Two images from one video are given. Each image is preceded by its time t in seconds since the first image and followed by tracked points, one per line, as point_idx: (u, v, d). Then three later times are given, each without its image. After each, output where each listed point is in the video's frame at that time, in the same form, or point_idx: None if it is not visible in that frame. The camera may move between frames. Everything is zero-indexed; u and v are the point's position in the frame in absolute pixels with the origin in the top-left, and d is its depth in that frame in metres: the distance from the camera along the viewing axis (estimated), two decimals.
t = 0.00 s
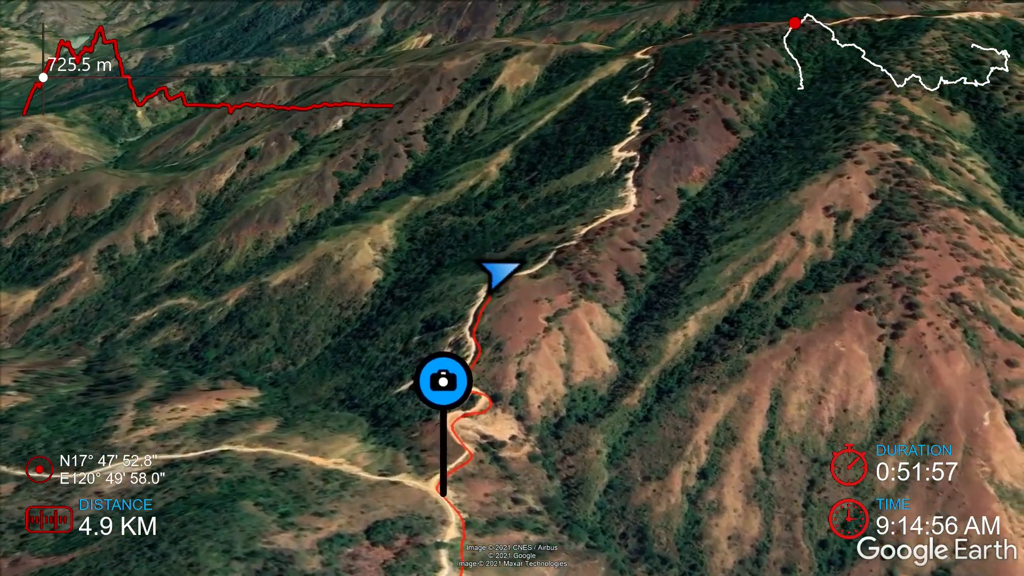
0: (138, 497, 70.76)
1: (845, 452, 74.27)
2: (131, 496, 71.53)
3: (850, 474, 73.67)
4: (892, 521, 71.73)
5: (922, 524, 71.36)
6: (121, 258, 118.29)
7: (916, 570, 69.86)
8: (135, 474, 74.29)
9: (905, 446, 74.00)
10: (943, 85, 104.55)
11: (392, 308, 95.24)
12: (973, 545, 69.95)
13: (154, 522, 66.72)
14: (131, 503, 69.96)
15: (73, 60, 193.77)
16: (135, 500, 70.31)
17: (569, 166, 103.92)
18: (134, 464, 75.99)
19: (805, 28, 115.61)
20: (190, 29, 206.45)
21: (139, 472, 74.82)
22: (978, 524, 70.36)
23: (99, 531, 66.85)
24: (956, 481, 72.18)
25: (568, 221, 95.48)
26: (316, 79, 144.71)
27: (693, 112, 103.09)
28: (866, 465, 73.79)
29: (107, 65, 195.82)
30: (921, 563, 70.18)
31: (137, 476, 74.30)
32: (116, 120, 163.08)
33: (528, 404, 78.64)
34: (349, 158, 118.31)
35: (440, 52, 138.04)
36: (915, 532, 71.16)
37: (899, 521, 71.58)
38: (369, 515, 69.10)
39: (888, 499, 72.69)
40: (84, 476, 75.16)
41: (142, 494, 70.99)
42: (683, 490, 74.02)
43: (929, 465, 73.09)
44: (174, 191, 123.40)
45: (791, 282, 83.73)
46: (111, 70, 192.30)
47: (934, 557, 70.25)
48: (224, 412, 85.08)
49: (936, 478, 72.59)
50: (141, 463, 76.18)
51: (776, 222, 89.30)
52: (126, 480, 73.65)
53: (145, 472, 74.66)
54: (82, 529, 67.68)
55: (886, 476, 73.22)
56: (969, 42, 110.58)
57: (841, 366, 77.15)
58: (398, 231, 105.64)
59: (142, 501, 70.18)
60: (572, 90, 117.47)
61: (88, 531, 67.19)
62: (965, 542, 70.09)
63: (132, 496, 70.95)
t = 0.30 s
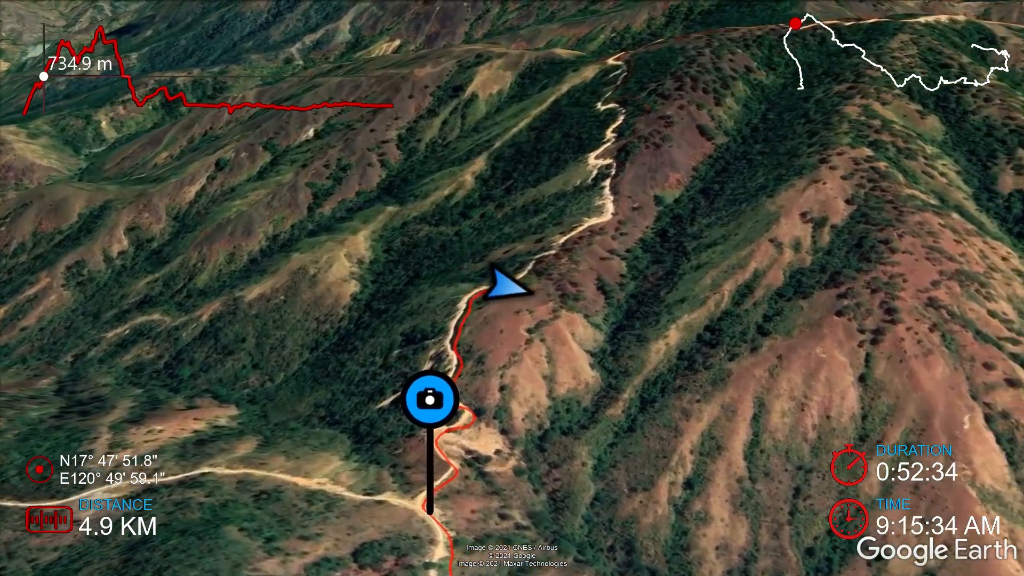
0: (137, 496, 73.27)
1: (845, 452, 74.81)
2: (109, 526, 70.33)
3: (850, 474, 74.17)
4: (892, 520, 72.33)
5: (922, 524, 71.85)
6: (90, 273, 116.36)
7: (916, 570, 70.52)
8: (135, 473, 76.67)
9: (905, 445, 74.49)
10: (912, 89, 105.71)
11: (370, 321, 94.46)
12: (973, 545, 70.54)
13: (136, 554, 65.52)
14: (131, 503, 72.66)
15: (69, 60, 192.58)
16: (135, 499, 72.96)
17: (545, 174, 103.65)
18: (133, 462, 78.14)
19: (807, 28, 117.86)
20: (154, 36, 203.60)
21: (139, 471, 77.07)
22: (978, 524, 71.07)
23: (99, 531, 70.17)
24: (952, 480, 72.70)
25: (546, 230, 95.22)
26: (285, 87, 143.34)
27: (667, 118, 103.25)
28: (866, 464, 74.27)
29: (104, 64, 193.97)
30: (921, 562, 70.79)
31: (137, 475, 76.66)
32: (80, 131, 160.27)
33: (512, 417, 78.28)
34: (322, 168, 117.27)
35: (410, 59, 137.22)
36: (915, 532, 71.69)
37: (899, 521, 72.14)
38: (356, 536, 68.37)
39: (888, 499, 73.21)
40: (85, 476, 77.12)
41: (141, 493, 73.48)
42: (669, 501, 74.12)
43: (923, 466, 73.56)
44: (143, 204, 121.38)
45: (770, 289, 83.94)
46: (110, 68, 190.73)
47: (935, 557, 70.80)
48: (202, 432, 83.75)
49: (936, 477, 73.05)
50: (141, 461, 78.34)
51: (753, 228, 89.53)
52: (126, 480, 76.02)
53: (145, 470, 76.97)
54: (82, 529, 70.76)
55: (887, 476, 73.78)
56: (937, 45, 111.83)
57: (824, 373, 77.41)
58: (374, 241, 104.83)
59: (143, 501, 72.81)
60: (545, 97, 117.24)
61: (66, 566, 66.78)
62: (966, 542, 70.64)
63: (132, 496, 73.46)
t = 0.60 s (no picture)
0: (138, 496, 75.20)
1: (846, 452, 75.08)
2: (89, 556, 68.86)
3: (850, 473, 74.34)
4: (892, 520, 72.56)
5: (922, 524, 72.07)
6: (58, 290, 114.20)
7: (917, 571, 70.62)
8: (134, 474, 78.29)
9: (907, 446, 74.66)
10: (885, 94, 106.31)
11: (349, 335, 93.37)
12: (973, 545, 70.70)
13: None
14: (131, 502, 74.66)
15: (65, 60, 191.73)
16: (135, 499, 74.89)
17: (522, 183, 103.08)
18: (133, 463, 79.95)
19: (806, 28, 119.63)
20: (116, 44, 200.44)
21: (138, 471, 78.82)
22: (977, 524, 71.52)
23: (99, 532, 71.32)
24: (950, 480, 73.09)
25: (525, 240, 94.60)
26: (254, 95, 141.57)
27: (644, 125, 102.94)
28: (866, 464, 74.53)
29: (106, 64, 192.49)
30: (922, 563, 70.91)
31: (136, 476, 78.37)
32: (43, 142, 156.42)
33: (497, 432, 77.69)
34: (295, 179, 115.83)
35: (381, 66, 135.98)
36: (916, 532, 71.89)
37: (899, 521, 72.39)
38: (344, 560, 67.22)
39: (888, 499, 73.44)
40: (85, 476, 78.63)
41: (142, 494, 75.31)
42: (658, 513, 73.80)
43: (924, 466, 73.87)
44: (112, 218, 119.06)
45: (752, 296, 83.83)
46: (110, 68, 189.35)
47: (935, 557, 70.92)
48: (179, 454, 81.99)
49: (936, 477, 73.34)
50: (140, 461, 80.15)
51: (733, 235, 89.39)
52: (125, 480, 77.62)
53: (144, 471, 78.72)
54: (80, 530, 71.72)
55: (886, 476, 74.07)
56: (908, 49, 112.52)
57: (808, 381, 77.35)
58: (350, 253, 103.67)
59: (143, 501, 74.71)
60: (520, 104, 116.61)
61: None
62: (966, 542, 70.81)
63: (132, 495, 75.48)
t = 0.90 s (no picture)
0: (139, 496, 77.79)
1: (846, 452, 74.87)
2: None
3: (850, 474, 74.11)
4: (892, 520, 72.51)
5: (922, 524, 72.02)
6: (23, 310, 111.17)
7: (917, 571, 70.69)
8: (135, 475, 82.08)
9: (906, 446, 74.35)
10: (861, 97, 105.80)
11: (329, 351, 91.64)
12: (973, 545, 70.73)
13: None
14: (131, 503, 76.85)
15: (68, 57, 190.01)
16: (135, 500, 77.29)
17: (501, 192, 101.80)
18: (134, 464, 83.77)
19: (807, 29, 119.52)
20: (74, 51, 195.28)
21: (139, 471, 82.56)
22: (978, 524, 71.65)
23: (99, 531, 73.75)
24: (949, 480, 72.93)
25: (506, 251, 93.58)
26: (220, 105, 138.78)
27: (622, 132, 102.03)
28: (866, 464, 74.31)
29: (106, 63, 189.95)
30: (922, 563, 70.96)
31: (137, 476, 82.10)
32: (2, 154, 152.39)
33: (485, 450, 76.44)
34: (267, 191, 113.68)
35: (351, 75, 134.05)
36: (916, 532, 71.88)
37: (899, 521, 72.35)
38: None
39: (889, 499, 73.31)
40: (84, 476, 81.75)
41: (141, 494, 78.17)
42: (651, 529, 73.03)
43: (924, 466, 73.64)
44: (77, 234, 116.00)
45: (738, 305, 83.17)
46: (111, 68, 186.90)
47: (936, 557, 70.94)
48: (158, 481, 80.91)
49: (936, 478, 73.14)
50: (142, 462, 84.05)
51: (717, 242, 88.63)
52: (126, 480, 81.25)
53: (145, 471, 82.53)
54: (81, 530, 74.32)
55: (886, 476, 73.80)
56: (880, 52, 112.55)
57: (798, 390, 76.72)
58: (326, 267, 101.83)
59: (142, 501, 77.06)
60: (495, 111, 115.36)
61: None
62: (966, 542, 70.83)
63: (132, 496, 78.00)
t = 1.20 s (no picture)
0: (139, 496, 80.61)
1: (846, 452, 74.50)
2: None
3: (850, 474, 73.83)
4: (892, 520, 72.48)
5: (922, 524, 71.99)
6: None
7: (916, 571, 70.88)
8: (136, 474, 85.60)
9: (906, 446, 73.97)
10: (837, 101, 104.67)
11: (308, 370, 89.51)
12: (973, 545, 70.80)
13: None
14: (131, 503, 79.78)
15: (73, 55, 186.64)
16: (136, 500, 80.11)
17: (479, 202, 100.08)
18: (134, 463, 87.41)
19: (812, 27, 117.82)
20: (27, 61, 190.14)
21: (139, 471, 86.11)
22: (978, 524, 71.67)
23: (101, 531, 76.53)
24: (950, 480, 72.74)
25: (487, 263, 92.15)
26: (184, 115, 135.41)
27: (600, 138, 100.64)
28: (866, 464, 74.02)
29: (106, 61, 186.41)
30: (922, 563, 71.09)
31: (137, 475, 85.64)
32: None
33: (476, 469, 75.12)
34: (237, 205, 111.08)
35: (319, 82, 131.53)
36: (916, 532, 71.85)
37: (899, 521, 72.32)
38: None
39: (888, 499, 73.19)
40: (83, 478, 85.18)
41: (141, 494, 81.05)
42: (649, 546, 72.14)
43: (924, 466, 73.38)
44: (39, 252, 112.40)
45: (726, 314, 82.16)
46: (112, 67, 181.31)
47: (935, 557, 71.08)
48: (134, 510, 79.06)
49: (936, 478, 72.91)
50: (142, 461, 87.73)
51: (701, 250, 87.51)
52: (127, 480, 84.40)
53: (144, 470, 86.14)
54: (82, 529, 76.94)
55: (887, 476, 73.56)
56: (854, 54, 112.32)
57: (790, 400, 75.89)
58: (302, 282, 99.59)
59: (143, 501, 79.94)
60: (468, 118, 113.62)
61: None
62: (966, 542, 70.89)
63: (132, 495, 80.91)
